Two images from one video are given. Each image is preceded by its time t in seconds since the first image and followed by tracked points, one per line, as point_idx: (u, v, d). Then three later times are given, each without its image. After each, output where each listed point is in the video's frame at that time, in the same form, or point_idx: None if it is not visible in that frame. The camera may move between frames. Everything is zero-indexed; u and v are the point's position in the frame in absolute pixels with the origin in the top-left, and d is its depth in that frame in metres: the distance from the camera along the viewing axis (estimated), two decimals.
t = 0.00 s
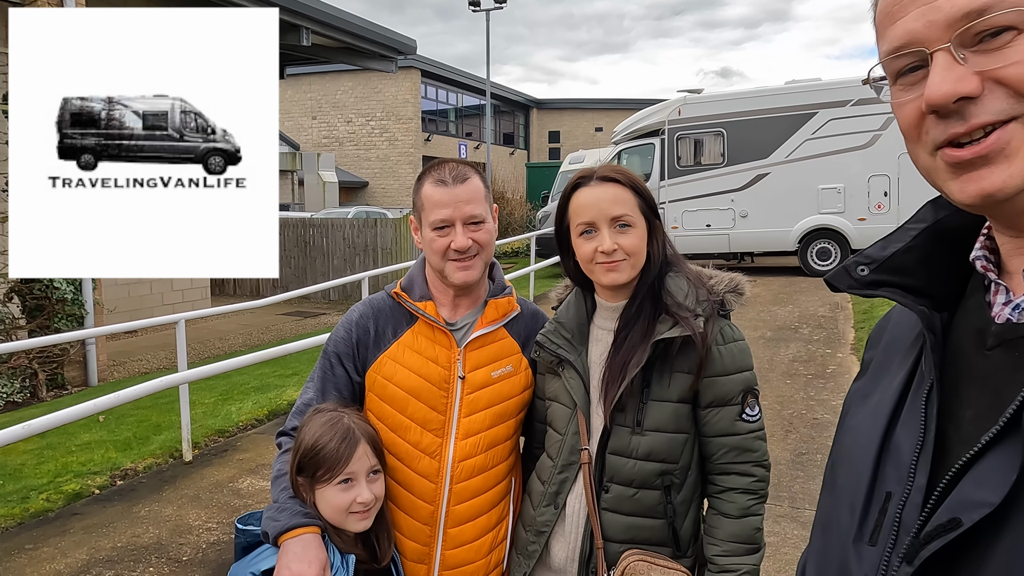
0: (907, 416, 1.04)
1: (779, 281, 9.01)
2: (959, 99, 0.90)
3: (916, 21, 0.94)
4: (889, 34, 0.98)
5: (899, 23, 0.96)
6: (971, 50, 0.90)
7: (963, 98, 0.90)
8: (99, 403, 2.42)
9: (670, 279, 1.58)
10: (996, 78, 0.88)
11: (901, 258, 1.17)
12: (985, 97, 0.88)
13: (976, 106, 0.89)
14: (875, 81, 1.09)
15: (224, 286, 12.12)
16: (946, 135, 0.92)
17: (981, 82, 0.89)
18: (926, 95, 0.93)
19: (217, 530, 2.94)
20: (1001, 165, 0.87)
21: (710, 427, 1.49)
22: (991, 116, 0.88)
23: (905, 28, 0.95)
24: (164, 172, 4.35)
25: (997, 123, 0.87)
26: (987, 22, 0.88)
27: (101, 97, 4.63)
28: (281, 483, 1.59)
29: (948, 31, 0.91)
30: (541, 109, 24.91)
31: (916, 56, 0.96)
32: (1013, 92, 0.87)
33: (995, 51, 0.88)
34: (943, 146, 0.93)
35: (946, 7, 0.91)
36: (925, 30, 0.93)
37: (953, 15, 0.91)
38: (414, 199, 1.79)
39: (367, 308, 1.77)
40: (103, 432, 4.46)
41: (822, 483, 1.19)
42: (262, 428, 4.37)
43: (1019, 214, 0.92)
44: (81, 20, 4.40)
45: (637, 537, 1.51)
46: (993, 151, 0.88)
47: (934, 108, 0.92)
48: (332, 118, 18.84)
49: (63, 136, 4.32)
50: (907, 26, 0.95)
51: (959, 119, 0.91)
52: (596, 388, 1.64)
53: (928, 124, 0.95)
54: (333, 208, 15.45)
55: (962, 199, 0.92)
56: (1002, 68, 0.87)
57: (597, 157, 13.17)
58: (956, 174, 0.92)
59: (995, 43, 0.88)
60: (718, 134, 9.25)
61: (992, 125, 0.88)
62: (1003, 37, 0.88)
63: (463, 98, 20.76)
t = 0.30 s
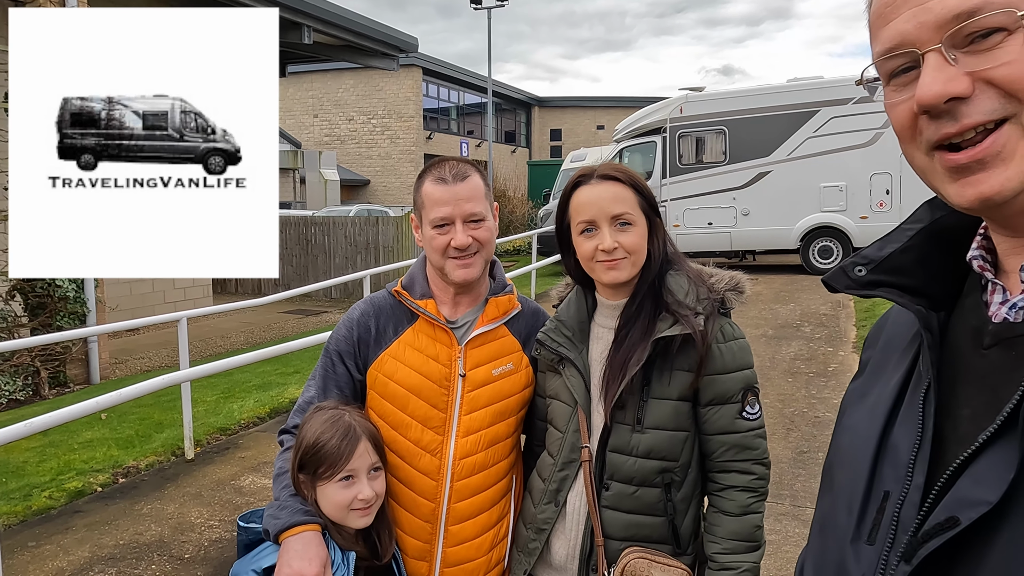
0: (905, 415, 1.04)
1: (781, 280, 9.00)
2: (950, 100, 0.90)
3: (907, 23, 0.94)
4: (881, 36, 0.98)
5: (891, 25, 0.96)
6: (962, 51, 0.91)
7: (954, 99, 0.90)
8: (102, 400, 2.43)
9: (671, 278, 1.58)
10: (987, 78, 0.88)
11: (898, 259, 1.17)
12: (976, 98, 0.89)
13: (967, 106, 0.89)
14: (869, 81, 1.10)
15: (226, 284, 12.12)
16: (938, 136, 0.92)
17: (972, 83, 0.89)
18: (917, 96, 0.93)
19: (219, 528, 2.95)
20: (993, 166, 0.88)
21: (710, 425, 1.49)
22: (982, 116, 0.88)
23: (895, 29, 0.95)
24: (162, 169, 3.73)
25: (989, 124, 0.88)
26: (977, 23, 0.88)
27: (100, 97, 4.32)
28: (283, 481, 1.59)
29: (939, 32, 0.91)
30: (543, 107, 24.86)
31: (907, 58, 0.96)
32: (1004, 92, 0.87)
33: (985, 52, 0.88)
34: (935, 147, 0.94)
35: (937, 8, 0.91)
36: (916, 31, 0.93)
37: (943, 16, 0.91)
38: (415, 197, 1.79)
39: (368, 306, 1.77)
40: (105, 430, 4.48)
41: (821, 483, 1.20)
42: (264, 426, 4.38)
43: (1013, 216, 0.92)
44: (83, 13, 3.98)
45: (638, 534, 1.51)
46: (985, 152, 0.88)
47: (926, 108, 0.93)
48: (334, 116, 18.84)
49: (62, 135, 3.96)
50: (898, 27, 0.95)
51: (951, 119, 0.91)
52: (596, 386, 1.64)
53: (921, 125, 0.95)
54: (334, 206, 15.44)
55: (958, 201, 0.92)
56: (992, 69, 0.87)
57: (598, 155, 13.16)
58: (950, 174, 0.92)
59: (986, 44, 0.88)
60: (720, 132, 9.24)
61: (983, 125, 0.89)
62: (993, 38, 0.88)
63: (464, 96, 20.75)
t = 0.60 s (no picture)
0: (904, 418, 1.04)
1: (783, 280, 9.00)
2: (946, 102, 0.90)
3: (904, 26, 0.94)
4: (879, 39, 0.99)
5: (888, 28, 0.97)
6: (959, 54, 0.91)
7: (950, 101, 0.90)
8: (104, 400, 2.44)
9: (671, 278, 1.58)
10: (983, 81, 0.88)
11: (897, 261, 1.17)
12: (972, 100, 0.88)
13: (963, 109, 0.89)
14: (867, 84, 1.11)
15: (229, 284, 12.13)
16: (934, 138, 0.92)
17: (968, 85, 0.89)
18: (914, 97, 0.93)
19: (221, 528, 2.96)
20: (980, 164, 0.88)
21: (711, 426, 1.49)
22: (978, 119, 0.88)
23: (893, 32, 0.96)
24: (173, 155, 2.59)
25: (984, 127, 0.88)
26: (973, 26, 0.89)
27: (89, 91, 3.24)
28: (285, 482, 1.59)
29: (935, 35, 0.92)
30: (546, 107, 24.85)
31: (904, 61, 0.96)
32: (1000, 95, 0.87)
33: (981, 54, 0.88)
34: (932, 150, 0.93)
35: (933, 11, 0.92)
36: (913, 34, 0.94)
37: (939, 19, 0.91)
38: (417, 197, 1.80)
39: (370, 306, 1.78)
40: (108, 430, 4.49)
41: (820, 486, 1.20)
42: (267, 426, 4.38)
43: (1008, 214, 0.91)
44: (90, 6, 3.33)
45: (638, 534, 1.51)
46: (980, 153, 0.88)
47: (921, 110, 0.93)
48: (337, 116, 18.86)
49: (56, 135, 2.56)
50: (895, 30, 0.96)
51: (946, 122, 0.91)
52: (597, 387, 1.64)
53: (917, 128, 0.95)
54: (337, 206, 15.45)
55: (947, 196, 0.92)
56: (988, 72, 0.87)
57: (601, 155, 13.15)
58: (946, 176, 0.92)
59: (982, 46, 0.88)
60: (723, 132, 9.23)
61: (979, 128, 0.88)
62: (989, 41, 0.88)
63: (467, 96, 20.76)
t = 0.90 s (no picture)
0: (912, 419, 1.04)
1: (789, 280, 8.97)
2: (929, 102, 0.90)
3: (897, 25, 0.95)
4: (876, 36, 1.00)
5: (884, 26, 0.98)
6: (948, 53, 0.90)
7: (934, 102, 0.90)
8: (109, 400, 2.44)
9: (675, 276, 1.59)
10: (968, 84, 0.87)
11: (905, 260, 1.16)
12: (956, 102, 0.88)
13: (947, 110, 0.89)
14: (868, 81, 1.11)
15: (234, 284, 12.18)
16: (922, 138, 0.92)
17: (953, 87, 0.88)
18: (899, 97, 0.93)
19: (226, 527, 2.97)
20: (975, 173, 0.88)
21: (716, 425, 1.49)
22: (961, 122, 0.88)
23: (888, 31, 0.97)
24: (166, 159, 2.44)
25: (968, 128, 0.87)
26: (961, 25, 0.88)
27: (102, 84, 2.89)
28: (291, 481, 1.58)
29: (924, 34, 0.92)
30: (550, 106, 24.83)
31: (898, 58, 0.97)
32: (985, 98, 0.86)
33: (970, 55, 0.88)
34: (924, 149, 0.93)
35: (925, 9, 0.92)
36: (905, 32, 0.94)
37: (939, 18, 0.91)
38: (421, 197, 1.79)
39: (375, 306, 1.78)
40: (113, 429, 4.51)
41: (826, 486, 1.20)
42: (272, 426, 4.39)
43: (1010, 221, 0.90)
44: None
45: (644, 534, 1.51)
46: (968, 159, 0.88)
47: (907, 109, 0.93)
48: (341, 116, 18.88)
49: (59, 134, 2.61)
50: (890, 29, 0.97)
51: (931, 122, 0.91)
52: (601, 385, 1.64)
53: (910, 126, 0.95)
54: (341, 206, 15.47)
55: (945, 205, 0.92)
56: (973, 75, 0.87)
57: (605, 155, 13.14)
58: (939, 180, 0.92)
59: (970, 46, 0.88)
60: (728, 132, 9.21)
61: (962, 130, 0.88)
62: (975, 41, 0.88)
63: (471, 96, 20.77)
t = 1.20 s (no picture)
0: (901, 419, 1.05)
1: (792, 280, 8.96)
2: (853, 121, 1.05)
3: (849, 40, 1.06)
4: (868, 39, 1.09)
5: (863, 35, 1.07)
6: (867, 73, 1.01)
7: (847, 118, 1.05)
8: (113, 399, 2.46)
9: (672, 276, 1.60)
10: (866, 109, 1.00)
11: (898, 262, 1.18)
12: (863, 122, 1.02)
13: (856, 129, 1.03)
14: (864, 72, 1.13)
15: (238, 284, 12.21)
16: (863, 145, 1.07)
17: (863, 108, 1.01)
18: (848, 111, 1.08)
19: (229, 526, 2.99)
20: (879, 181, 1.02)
21: (713, 424, 1.50)
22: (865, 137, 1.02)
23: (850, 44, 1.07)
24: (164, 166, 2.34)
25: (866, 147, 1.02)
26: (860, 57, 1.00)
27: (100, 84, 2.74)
28: (294, 480, 1.60)
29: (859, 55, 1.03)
30: (554, 106, 24.83)
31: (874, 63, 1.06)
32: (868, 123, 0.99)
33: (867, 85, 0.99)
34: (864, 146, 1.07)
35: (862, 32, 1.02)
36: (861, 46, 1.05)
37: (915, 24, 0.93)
38: (421, 198, 1.81)
39: (376, 306, 1.80)
40: (117, 428, 4.54)
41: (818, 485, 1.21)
42: (275, 425, 4.41)
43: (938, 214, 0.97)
44: None
45: (641, 532, 1.52)
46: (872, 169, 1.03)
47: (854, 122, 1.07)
48: (345, 116, 18.91)
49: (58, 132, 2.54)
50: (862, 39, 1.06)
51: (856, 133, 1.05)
52: (600, 384, 1.65)
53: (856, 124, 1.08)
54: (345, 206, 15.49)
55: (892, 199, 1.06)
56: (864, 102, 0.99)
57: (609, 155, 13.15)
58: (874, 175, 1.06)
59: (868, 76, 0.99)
60: (731, 131, 9.22)
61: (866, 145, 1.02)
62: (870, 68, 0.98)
63: (475, 96, 20.77)
